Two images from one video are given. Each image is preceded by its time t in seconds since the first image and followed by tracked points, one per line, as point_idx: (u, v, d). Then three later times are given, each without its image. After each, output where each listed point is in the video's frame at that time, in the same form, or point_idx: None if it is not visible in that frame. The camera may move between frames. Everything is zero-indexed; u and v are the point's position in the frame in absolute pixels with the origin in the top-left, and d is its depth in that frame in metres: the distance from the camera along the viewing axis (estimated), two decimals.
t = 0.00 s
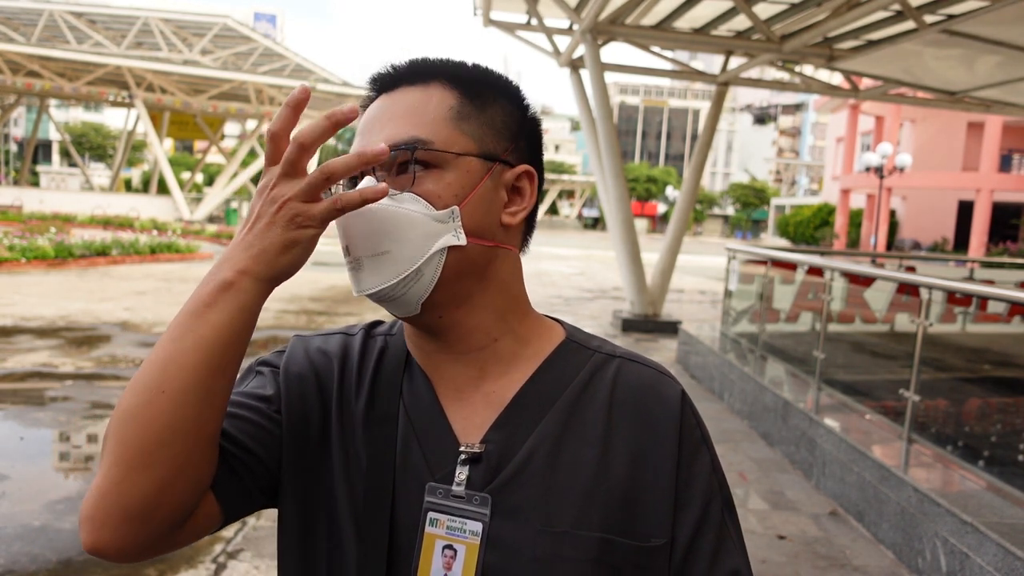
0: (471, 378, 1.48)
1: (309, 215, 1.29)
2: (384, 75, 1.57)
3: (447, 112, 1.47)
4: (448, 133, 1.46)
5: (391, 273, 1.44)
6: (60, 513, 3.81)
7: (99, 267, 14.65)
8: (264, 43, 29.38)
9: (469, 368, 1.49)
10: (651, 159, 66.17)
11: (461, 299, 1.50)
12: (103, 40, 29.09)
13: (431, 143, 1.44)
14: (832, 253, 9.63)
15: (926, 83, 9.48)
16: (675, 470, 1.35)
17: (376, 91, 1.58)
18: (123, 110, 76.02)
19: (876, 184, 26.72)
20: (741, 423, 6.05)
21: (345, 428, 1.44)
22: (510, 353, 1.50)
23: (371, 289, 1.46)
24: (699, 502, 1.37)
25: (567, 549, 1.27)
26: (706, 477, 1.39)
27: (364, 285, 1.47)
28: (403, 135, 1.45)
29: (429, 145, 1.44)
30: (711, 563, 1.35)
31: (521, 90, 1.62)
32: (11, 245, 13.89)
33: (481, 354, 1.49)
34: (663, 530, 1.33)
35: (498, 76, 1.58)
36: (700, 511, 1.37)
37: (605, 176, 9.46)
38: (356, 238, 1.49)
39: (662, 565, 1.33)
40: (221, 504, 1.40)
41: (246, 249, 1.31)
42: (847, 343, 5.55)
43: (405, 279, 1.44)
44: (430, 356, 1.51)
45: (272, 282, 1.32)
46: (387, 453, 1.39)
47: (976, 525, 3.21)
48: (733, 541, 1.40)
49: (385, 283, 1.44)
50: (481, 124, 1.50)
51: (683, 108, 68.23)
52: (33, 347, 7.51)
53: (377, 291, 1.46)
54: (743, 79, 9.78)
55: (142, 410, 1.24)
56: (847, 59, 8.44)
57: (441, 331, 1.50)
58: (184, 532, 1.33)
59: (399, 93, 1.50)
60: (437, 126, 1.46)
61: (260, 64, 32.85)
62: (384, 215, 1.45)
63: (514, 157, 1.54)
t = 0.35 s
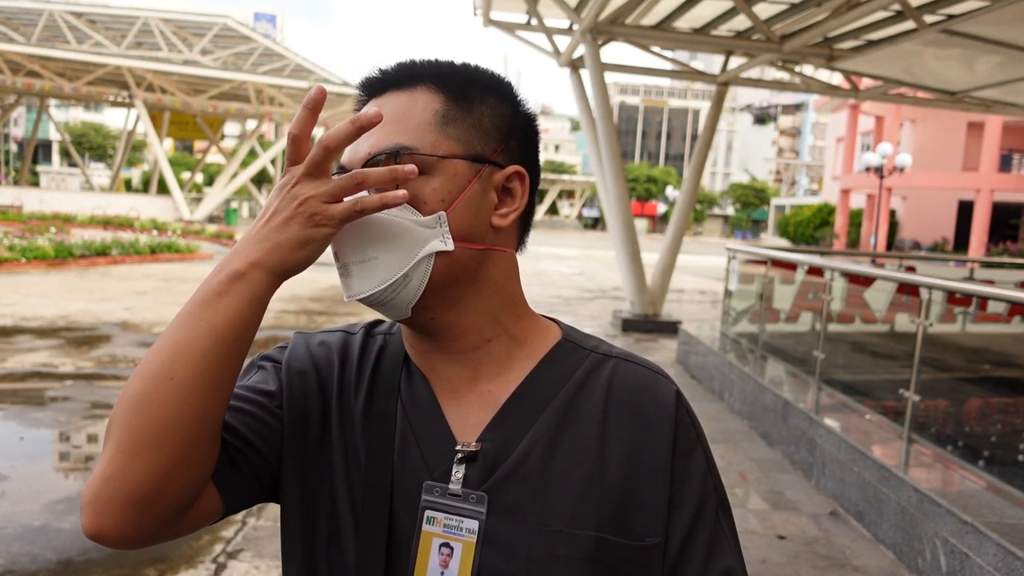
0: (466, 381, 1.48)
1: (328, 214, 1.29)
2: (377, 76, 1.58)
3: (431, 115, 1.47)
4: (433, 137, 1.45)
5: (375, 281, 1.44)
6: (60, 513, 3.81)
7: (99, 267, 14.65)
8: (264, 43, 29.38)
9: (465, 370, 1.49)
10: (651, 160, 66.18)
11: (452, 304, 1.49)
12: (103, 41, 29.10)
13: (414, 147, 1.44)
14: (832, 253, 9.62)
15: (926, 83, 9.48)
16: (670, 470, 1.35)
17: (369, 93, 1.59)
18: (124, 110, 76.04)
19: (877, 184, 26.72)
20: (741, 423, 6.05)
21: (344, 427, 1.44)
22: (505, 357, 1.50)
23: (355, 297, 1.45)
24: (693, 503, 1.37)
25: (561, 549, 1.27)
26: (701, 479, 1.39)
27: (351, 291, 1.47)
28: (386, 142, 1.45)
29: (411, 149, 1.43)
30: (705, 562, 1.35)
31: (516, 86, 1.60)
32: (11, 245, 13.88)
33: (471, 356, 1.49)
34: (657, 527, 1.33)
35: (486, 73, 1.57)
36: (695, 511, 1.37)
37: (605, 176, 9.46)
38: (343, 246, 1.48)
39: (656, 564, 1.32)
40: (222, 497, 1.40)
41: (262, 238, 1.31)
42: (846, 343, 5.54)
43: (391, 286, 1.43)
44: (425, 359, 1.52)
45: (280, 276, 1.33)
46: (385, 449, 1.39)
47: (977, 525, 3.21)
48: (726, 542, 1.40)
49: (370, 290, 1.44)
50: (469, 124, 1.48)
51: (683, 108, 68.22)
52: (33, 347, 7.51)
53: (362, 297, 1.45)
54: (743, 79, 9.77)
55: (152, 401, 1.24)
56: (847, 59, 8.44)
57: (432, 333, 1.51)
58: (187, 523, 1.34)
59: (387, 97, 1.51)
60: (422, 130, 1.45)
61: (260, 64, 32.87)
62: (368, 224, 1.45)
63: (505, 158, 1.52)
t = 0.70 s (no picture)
0: (472, 380, 1.47)
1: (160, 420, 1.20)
2: (417, 58, 1.54)
3: (489, 116, 1.49)
4: (492, 140, 1.49)
5: (433, 271, 1.44)
6: (60, 513, 3.81)
7: (99, 267, 14.65)
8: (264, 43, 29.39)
9: (467, 373, 1.47)
10: (651, 159, 66.21)
11: (473, 303, 1.50)
12: (103, 40, 29.10)
13: (481, 146, 1.46)
14: (832, 253, 9.63)
15: (926, 83, 9.47)
16: (669, 475, 1.35)
17: (405, 74, 1.54)
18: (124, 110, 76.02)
19: (877, 183, 26.73)
20: (741, 423, 6.05)
21: (331, 442, 1.42)
22: (509, 357, 1.49)
23: (410, 283, 1.43)
24: (693, 508, 1.37)
25: (560, 554, 1.27)
26: (699, 484, 1.39)
27: (401, 277, 1.44)
28: (451, 134, 1.45)
29: (477, 148, 1.46)
30: (704, 563, 1.36)
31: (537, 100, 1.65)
32: (11, 245, 13.89)
33: (485, 355, 1.48)
34: (656, 532, 1.34)
35: (518, 79, 1.59)
36: (693, 516, 1.37)
37: (605, 176, 9.46)
38: (394, 232, 1.46)
39: (654, 567, 1.33)
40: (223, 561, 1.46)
41: (104, 408, 1.24)
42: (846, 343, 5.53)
43: (447, 279, 1.44)
44: (425, 360, 1.50)
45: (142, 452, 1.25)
46: (378, 462, 1.37)
47: (976, 525, 3.21)
48: (726, 545, 1.40)
49: (428, 279, 1.43)
50: (514, 136, 1.54)
51: (682, 108, 68.22)
52: (33, 347, 7.51)
53: (413, 288, 1.43)
54: (743, 79, 9.77)
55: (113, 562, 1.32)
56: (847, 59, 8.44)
57: (446, 330, 1.49)
58: None
59: (440, 85, 1.48)
60: (482, 129, 1.48)
61: (260, 64, 32.88)
62: (430, 213, 1.45)
63: (537, 171, 1.61)
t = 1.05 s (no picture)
0: (476, 385, 1.46)
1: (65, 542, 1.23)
2: (443, 50, 1.52)
3: (520, 122, 1.50)
4: (523, 145, 1.50)
5: (468, 277, 1.43)
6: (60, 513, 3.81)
7: (99, 267, 14.66)
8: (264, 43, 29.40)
9: (471, 377, 1.47)
10: (650, 159, 66.27)
11: (489, 307, 1.49)
12: (103, 40, 29.10)
13: (517, 152, 1.47)
14: (831, 253, 9.63)
15: (926, 83, 9.47)
16: (676, 480, 1.36)
17: (430, 64, 1.52)
18: (124, 111, 76.05)
19: (877, 184, 26.73)
20: (741, 423, 6.05)
21: (331, 455, 1.42)
22: (516, 360, 1.48)
23: (442, 289, 1.41)
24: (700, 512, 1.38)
25: (568, 565, 1.28)
26: (708, 489, 1.40)
27: (433, 284, 1.41)
28: (489, 136, 1.45)
29: (514, 153, 1.47)
30: (712, 565, 1.37)
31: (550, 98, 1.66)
32: (11, 245, 13.89)
33: (493, 360, 1.47)
34: (663, 538, 1.35)
35: (536, 80, 1.59)
36: (702, 521, 1.38)
37: (605, 176, 9.47)
38: (428, 234, 1.44)
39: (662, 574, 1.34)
40: None
41: None
42: (846, 343, 5.54)
43: (478, 286, 1.43)
44: (426, 366, 1.49)
45: None
46: (378, 473, 1.37)
47: (976, 525, 3.21)
48: (734, 548, 1.41)
49: (462, 286, 1.42)
50: (538, 143, 1.56)
51: (682, 108, 68.21)
52: (34, 347, 7.51)
53: (447, 296, 1.41)
54: (743, 79, 9.77)
55: None
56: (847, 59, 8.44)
57: (457, 334, 1.47)
58: None
59: (472, 82, 1.47)
60: (515, 134, 1.48)
61: (260, 64, 32.92)
62: (468, 217, 1.44)
63: (551, 179, 1.64)
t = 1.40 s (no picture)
0: (498, 395, 1.46)
1: None
2: (495, 46, 1.51)
3: (565, 129, 1.51)
4: (568, 153, 1.51)
5: (513, 286, 1.41)
6: (60, 513, 3.81)
7: (99, 267, 14.66)
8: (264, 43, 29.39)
9: (491, 388, 1.47)
10: (651, 159, 66.30)
11: (518, 316, 1.48)
12: (103, 40, 29.10)
13: (566, 160, 1.47)
14: (831, 253, 9.64)
15: (926, 83, 9.47)
16: (698, 494, 1.38)
17: (478, 60, 1.51)
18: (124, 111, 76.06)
19: (877, 184, 26.74)
20: (741, 423, 6.05)
21: (341, 468, 1.43)
22: (538, 370, 1.47)
23: (487, 296, 1.39)
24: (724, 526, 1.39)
25: None
26: (730, 504, 1.41)
27: (483, 288, 1.39)
28: (540, 140, 1.44)
29: (562, 160, 1.46)
30: None
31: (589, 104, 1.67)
32: (11, 245, 13.90)
33: (521, 370, 1.47)
34: (683, 551, 1.36)
35: (577, 87, 1.59)
36: (725, 535, 1.39)
37: (605, 176, 9.46)
38: (475, 237, 1.41)
39: None
40: None
41: None
42: (846, 343, 5.54)
43: (521, 295, 1.42)
44: (445, 374, 1.49)
45: None
46: (390, 487, 1.36)
47: (977, 525, 3.21)
48: (754, 562, 1.42)
49: (507, 295, 1.40)
50: (579, 151, 1.56)
51: (683, 108, 68.21)
52: (34, 347, 7.51)
53: (497, 302, 1.40)
54: (743, 79, 9.76)
55: None
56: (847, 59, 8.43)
57: (483, 342, 1.47)
58: None
59: (524, 83, 1.46)
60: (562, 140, 1.49)
61: (260, 64, 32.92)
62: (515, 221, 1.42)
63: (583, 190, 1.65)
